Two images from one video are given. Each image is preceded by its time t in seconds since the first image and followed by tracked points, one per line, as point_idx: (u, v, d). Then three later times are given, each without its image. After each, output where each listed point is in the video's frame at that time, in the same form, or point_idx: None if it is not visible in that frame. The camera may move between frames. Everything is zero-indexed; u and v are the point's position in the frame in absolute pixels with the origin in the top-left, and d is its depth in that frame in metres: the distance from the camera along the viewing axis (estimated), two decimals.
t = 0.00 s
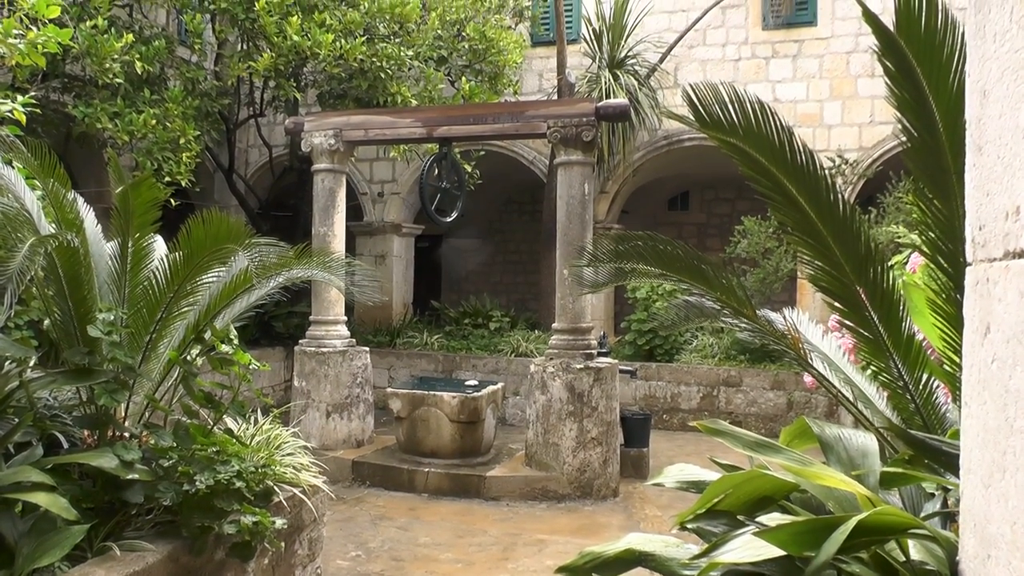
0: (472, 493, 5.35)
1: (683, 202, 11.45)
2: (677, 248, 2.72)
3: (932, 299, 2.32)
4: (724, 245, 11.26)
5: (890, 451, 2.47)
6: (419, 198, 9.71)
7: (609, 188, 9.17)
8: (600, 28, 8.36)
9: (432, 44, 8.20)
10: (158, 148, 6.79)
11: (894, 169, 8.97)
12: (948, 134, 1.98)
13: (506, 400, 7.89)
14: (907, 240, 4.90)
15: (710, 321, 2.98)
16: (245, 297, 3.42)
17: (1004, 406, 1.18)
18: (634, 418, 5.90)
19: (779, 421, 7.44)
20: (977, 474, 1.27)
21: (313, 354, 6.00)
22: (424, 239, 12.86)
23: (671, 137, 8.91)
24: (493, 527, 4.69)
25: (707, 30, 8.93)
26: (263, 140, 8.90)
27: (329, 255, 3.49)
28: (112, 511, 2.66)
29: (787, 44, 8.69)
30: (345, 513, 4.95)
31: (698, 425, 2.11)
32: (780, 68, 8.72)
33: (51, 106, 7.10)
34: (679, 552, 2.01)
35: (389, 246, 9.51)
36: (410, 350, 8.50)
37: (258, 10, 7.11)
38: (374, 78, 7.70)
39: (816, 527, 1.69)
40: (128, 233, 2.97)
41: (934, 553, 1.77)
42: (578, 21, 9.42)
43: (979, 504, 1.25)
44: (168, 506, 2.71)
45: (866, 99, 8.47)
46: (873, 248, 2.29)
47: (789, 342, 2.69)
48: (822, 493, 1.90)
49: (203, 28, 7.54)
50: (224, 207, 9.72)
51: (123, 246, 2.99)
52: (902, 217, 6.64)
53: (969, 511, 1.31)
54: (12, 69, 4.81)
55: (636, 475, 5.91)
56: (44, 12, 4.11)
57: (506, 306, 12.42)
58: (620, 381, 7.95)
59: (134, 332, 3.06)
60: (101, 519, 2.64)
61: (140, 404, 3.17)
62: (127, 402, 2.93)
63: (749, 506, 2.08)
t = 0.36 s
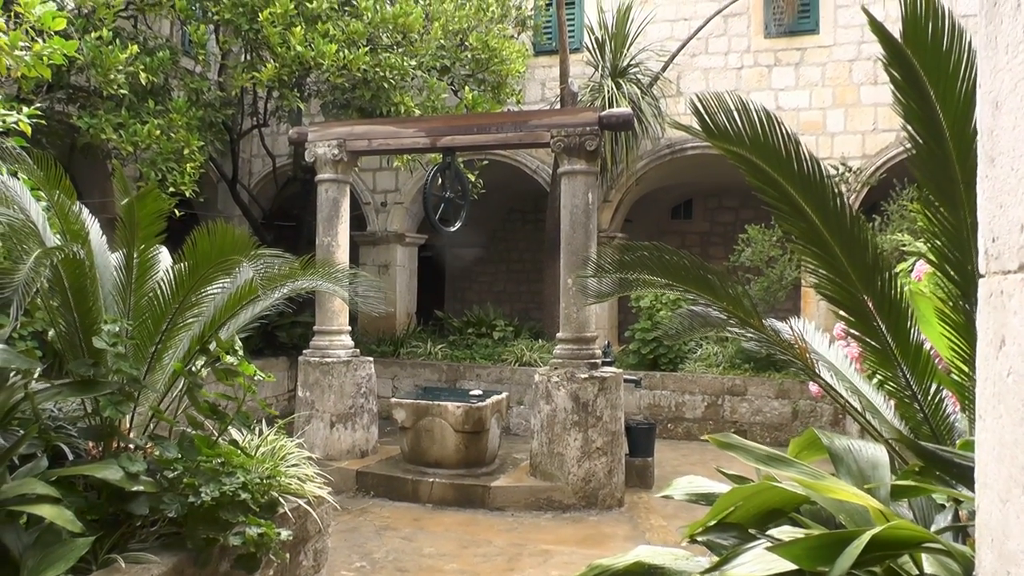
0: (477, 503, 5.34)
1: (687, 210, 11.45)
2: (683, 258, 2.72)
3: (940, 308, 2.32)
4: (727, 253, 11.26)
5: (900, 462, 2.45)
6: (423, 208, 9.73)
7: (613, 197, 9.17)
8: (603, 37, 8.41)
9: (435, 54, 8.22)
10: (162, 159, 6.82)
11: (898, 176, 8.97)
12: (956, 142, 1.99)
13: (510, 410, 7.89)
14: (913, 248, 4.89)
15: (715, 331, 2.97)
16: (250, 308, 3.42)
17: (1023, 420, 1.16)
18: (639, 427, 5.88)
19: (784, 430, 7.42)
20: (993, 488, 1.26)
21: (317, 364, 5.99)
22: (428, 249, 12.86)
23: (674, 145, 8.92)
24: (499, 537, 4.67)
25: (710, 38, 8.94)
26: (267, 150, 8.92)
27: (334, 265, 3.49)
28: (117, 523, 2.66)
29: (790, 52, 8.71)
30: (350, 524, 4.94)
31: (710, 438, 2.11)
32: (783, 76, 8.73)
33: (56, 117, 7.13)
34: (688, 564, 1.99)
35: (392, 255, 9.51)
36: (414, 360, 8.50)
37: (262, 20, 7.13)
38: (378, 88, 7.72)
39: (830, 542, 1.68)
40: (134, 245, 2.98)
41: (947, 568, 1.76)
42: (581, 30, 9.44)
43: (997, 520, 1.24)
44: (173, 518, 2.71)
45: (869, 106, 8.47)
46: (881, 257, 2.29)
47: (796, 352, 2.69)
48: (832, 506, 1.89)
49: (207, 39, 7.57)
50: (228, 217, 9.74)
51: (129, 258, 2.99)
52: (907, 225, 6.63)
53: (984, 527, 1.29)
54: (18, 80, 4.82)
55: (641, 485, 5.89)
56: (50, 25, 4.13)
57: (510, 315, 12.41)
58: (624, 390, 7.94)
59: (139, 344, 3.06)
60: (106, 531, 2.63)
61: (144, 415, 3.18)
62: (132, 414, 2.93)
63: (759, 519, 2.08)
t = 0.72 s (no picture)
0: (482, 523, 5.31)
1: (691, 229, 11.47)
2: (688, 280, 2.73)
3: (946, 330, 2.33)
4: (732, 272, 11.26)
5: (908, 486, 2.44)
6: (427, 226, 9.76)
7: (617, 216, 9.18)
8: (607, 56, 8.50)
9: (440, 73, 8.28)
10: (168, 178, 6.86)
11: (902, 195, 8.97)
12: (960, 165, 2.00)
13: (515, 429, 7.87)
14: (919, 267, 4.89)
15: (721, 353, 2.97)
16: (256, 329, 3.44)
17: None
18: (644, 447, 5.87)
19: (789, 450, 7.38)
20: (1006, 519, 1.25)
21: (322, 384, 5.99)
22: (432, 267, 12.88)
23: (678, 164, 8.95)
24: (504, 558, 4.65)
25: (713, 57, 8.99)
26: (273, 169, 8.95)
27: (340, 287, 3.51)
28: (121, 544, 2.66)
29: (793, 71, 8.74)
30: (354, 544, 4.92)
31: (721, 465, 2.15)
32: (786, 95, 8.76)
33: (64, 136, 7.19)
34: None
35: (397, 274, 9.52)
36: (419, 379, 8.49)
37: (269, 40, 7.19)
38: (383, 107, 7.76)
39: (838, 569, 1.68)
40: (141, 264, 3.00)
41: None
42: (585, 50, 9.50)
43: (1011, 550, 1.22)
44: (178, 539, 2.70)
45: (872, 125, 8.50)
46: (886, 279, 2.30)
47: (802, 374, 2.68)
48: (841, 532, 1.91)
49: (213, 58, 7.63)
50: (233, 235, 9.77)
51: (136, 278, 3.02)
52: (911, 244, 6.63)
53: (996, 558, 1.28)
54: (26, 100, 4.86)
55: (647, 505, 5.86)
56: (60, 46, 4.17)
57: (514, 334, 12.41)
58: (629, 410, 7.92)
59: (145, 363, 3.09)
60: (111, 551, 2.64)
61: (150, 435, 3.21)
62: (137, 434, 2.94)
63: (768, 545, 2.10)
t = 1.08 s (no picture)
0: (486, 570, 5.25)
1: (696, 274, 11.50)
2: (694, 329, 2.74)
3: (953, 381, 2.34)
4: (737, 316, 11.26)
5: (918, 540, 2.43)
6: (433, 270, 9.80)
7: (623, 260, 9.21)
8: (612, 101, 8.63)
9: (448, 118, 8.39)
10: (176, 222, 6.93)
11: (907, 241, 9.00)
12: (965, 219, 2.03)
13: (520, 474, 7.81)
14: (925, 314, 4.89)
15: (727, 402, 2.97)
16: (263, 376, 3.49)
17: None
18: (650, 494, 5.82)
19: (797, 496, 7.30)
20: None
21: (327, 429, 5.97)
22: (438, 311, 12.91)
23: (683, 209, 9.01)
24: None
25: (717, 102, 9.10)
26: (280, 212, 9.02)
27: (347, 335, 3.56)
28: None
29: (796, 116, 8.84)
30: None
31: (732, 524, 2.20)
32: (789, 140, 8.85)
33: (75, 180, 7.27)
34: None
35: (403, 317, 9.54)
36: (424, 423, 8.46)
37: (279, 86, 7.31)
38: (390, 152, 7.85)
39: None
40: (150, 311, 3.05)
41: None
42: (590, 95, 9.63)
43: None
44: None
45: (876, 170, 8.56)
46: (893, 331, 2.31)
47: (809, 426, 2.67)
48: None
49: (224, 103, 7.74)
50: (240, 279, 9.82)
51: (144, 324, 3.07)
52: (916, 289, 6.64)
53: None
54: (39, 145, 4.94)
55: (654, 553, 5.79)
56: (74, 93, 4.24)
57: (519, 378, 12.38)
58: (635, 455, 7.86)
59: (152, 411, 3.13)
60: None
61: (155, 482, 3.25)
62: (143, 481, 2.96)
63: None
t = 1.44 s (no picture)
0: None
1: (701, 327, 11.49)
2: (699, 386, 2.73)
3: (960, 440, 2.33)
4: (742, 370, 11.21)
5: None
6: (438, 323, 9.81)
7: (628, 313, 9.21)
8: (617, 155, 8.75)
9: (454, 172, 8.48)
10: (182, 275, 6.97)
11: (911, 294, 9.00)
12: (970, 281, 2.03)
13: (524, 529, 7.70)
14: (931, 370, 4.87)
15: (733, 457, 2.96)
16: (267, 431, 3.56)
17: None
18: (656, 549, 5.73)
19: (805, 552, 7.17)
20: None
21: (330, 482, 5.92)
22: (442, 363, 12.88)
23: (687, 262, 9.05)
24: None
25: (721, 156, 9.20)
26: (286, 265, 9.07)
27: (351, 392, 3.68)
28: None
29: (800, 171, 8.93)
30: None
31: None
32: (793, 194, 8.92)
33: (83, 232, 7.34)
34: None
35: (407, 370, 9.52)
36: (428, 477, 8.38)
37: (286, 140, 7.42)
38: (396, 206, 7.93)
39: None
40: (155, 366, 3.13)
41: None
42: (595, 148, 9.74)
43: None
44: None
45: (879, 225, 8.61)
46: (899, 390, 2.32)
47: (817, 483, 2.65)
48: None
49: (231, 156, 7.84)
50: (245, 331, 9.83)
51: (150, 380, 3.15)
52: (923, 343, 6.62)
53: None
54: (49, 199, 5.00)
55: None
56: (85, 148, 4.30)
57: (524, 431, 12.28)
58: (640, 509, 7.76)
59: (156, 466, 3.19)
60: None
61: (158, 538, 3.27)
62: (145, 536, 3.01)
63: None
